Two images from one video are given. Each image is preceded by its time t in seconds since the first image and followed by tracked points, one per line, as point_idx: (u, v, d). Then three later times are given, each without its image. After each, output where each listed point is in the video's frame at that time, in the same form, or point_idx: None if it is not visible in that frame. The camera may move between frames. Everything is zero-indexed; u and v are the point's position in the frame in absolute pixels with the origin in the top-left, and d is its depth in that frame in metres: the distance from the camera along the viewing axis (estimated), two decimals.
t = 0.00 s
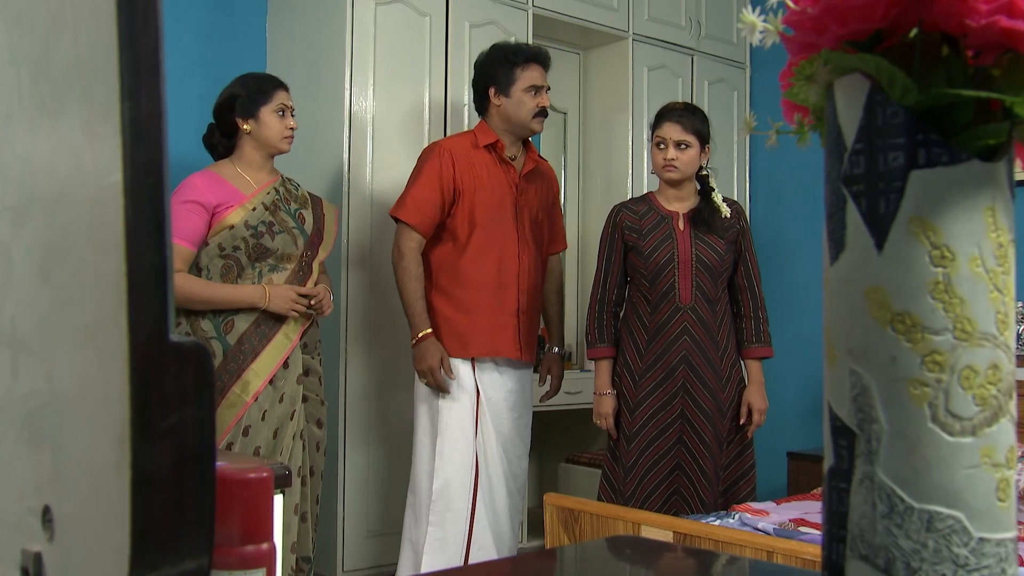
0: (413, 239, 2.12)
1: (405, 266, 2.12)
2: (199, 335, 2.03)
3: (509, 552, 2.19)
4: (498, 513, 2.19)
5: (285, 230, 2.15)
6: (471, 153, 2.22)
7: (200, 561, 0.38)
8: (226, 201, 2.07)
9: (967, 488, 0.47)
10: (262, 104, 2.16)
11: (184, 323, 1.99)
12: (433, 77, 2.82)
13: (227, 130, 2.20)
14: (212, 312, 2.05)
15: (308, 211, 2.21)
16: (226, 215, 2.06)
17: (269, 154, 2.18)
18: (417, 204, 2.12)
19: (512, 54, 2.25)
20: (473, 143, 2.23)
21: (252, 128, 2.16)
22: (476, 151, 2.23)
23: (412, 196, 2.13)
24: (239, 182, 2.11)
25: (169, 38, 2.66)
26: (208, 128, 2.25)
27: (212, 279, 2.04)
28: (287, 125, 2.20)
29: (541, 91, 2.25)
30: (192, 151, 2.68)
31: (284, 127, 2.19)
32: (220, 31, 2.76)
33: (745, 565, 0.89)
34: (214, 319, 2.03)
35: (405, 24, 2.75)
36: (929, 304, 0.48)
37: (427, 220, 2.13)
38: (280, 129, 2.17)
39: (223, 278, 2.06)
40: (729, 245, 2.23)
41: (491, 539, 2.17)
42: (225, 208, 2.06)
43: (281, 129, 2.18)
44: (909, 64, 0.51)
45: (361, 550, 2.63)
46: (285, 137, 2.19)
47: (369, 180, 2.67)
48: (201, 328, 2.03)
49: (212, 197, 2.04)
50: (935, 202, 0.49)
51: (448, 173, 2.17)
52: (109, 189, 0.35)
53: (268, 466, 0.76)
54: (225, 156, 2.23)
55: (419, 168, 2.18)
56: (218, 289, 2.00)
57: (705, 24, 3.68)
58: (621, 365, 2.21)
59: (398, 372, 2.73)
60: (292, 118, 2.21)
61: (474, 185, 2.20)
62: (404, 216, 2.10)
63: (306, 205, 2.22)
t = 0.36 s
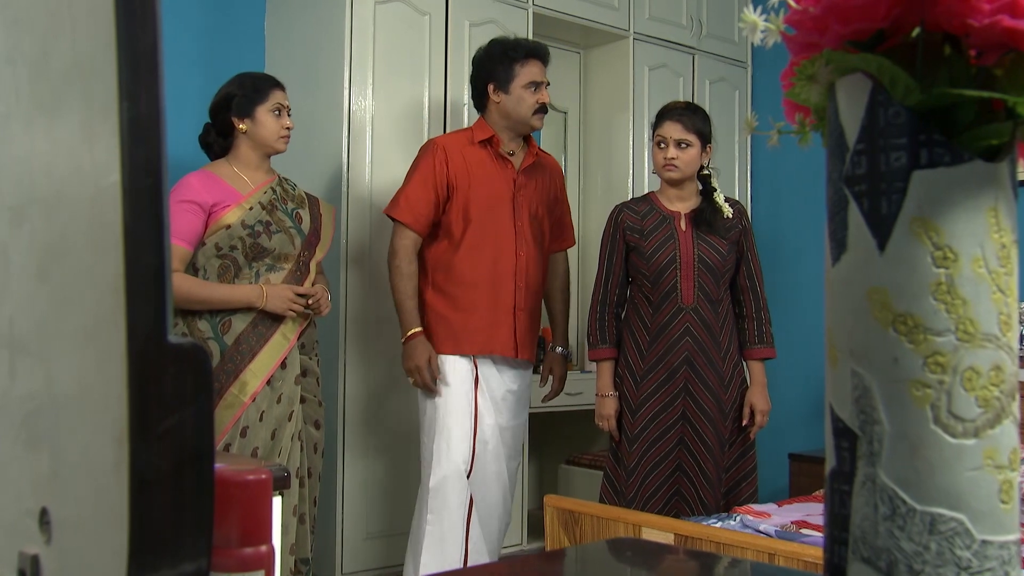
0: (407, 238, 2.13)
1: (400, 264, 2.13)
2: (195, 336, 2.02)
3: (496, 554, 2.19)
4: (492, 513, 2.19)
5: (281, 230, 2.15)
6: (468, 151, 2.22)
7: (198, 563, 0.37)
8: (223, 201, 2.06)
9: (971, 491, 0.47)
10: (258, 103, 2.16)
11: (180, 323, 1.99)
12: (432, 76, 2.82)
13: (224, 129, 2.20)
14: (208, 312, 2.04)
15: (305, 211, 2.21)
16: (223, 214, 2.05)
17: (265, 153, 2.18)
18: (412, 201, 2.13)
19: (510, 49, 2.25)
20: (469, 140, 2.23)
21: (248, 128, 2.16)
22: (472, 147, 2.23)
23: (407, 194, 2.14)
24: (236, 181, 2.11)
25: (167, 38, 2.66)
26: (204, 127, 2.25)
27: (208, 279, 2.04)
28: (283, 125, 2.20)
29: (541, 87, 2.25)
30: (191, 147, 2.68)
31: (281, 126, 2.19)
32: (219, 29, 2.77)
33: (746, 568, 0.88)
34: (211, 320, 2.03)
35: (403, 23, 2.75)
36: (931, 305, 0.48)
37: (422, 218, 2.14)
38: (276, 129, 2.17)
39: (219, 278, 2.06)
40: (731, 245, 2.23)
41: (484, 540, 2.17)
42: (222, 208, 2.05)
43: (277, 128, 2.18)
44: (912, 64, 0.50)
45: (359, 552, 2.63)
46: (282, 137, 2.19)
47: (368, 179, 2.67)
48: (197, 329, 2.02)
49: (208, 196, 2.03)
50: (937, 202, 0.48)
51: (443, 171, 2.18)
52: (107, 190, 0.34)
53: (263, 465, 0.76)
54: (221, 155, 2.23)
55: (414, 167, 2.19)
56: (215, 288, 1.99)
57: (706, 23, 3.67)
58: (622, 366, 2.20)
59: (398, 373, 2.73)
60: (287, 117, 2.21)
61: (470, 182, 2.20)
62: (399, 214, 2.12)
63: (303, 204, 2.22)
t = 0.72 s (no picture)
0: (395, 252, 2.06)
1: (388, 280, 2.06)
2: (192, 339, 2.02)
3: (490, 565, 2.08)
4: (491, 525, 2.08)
5: (277, 232, 2.14)
6: (452, 155, 2.08)
7: (196, 567, 0.37)
8: (218, 202, 2.05)
9: (972, 495, 0.47)
10: (251, 103, 2.16)
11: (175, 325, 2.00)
12: (431, 77, 2.81)
13: (219, 130, 2.20)
14: (204, 314, 2.04)
15: (300, 213, 2.21)
16: (218, 216, 2.04)
17: (260, 154, 2.17)
18: (394, 215, 2.05)
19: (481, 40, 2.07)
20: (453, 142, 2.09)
21: (241, 129, 2.16)
22: (457, 150, 2.09)
23: (390, 204, 2.06)
24: (232, 183, 2.11)
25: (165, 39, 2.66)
26: (199, 129, 2.26)
27: (205, 281, 2.04)
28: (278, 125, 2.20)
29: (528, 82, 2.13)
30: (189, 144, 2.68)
31: (274, 127, 2.18)
32: (218, 27, 2.77)
33: (746, 572, 0.88)
34: (207, 322, 2.03)
35: (402, 23, 2.75)
36: (932, 308, 0.48)
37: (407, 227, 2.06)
38: (270, 130, 2.17)
39: (215, 280, 2.05)
40: (732, 247, 2.23)
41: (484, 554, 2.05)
42: (217, 210, 2.05)
43: (271, 129, 2.18)
44: (913, 67, 0.50)
45: (359, 556, 2.63)
46: (276, 137, 2.19)
47: (366, 179, 2.66)
48: (194, 331, 2.02)
49: (204, 198, 2.03)
50: (938, 205, 0.48)
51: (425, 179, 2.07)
52: (104, 194, 0.34)
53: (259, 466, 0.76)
54: (216, 156, 2.24)
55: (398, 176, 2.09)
56: (210, 290, 1.99)
57: (706, 23, 3.67)
58: (622, 368, 2.20)
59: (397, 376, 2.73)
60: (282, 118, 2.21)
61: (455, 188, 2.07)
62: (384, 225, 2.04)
63: (299, 207, 2.22)
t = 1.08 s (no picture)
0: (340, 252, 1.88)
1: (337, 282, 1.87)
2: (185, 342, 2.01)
3: None
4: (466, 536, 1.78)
5: (273, 235, 2.13)
6: (378, 146, 1.82)
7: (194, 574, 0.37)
8: (213, 206, 2.06)
9: (973, 502, 0.47)
10: (242, 105, 2.16)
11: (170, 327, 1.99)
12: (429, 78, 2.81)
13: (213, 132, 2.22)
14: (198, 317, 2.03)
15: (295, 216, 2.19)
16: (213, 220, 2.05)
17: (253, 156, 2.18)
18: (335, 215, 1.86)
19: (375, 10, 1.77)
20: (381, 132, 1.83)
21: (232, 131, 2.18)
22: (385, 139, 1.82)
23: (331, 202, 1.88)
24: (226, 186, 2.11)
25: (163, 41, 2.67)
26: (197, 135, 2.28)
27: (198, 283, 2.02)
28: (269, 126, 2.19)
29: (431, 45, 1.76)
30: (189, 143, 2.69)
31: (265, 128, 2.18)
32: (219, 25, 2.78)
33: None
34: (201, 325, 2.02)
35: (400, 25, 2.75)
36: (933, 314, 0.48)
37: (343, 222, 1.86)
38: (260, 130, 2.17)
39: (209, 282, 2.04)
40: (733, 249, 2.23)
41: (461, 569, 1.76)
42: (211, 213, 2.05)
43: (261, 130, 2.17)
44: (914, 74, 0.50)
45: (356, 558, 2.62)
46: (266, 137, 2.18)
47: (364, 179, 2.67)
48: (187, 335, 2.01)
49: (199, 201, 2.03)
50: (939, 212, 0.48)
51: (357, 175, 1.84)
52: (104, 202, 0.34)
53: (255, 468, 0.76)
54: (212, 159, 2.25)
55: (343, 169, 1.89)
56: (206, 293, 1.99)
57: (706, 24, 3.66)
58: (623, 370, 2.20)
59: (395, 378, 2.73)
60: (273, 118, 2.20)
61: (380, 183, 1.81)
62: (317, 227, 1.87)
63: (294, 210, 2.19)
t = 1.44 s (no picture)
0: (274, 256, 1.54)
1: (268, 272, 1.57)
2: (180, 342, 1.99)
3: None
4: None
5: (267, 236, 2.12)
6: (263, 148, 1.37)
7: None
8: (207, 206, 2.06)
9: (971, 508, 0.47)
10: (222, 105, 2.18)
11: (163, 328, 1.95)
12: (426, 78, 2.82)
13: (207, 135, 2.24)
14: (193, 317, 2.01)
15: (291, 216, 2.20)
16: (206, 219, 2.04)
17: (241, 155, 2.17)
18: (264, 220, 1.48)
19: None
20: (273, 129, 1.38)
21: (218, 132, 2.18)
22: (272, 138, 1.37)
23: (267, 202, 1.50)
24: (221, 187, 2.12)
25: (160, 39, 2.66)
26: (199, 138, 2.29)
27: (192, 284, 2.01)
28: (253, 123, 2.18)
29: (299, 25, 1.22)
30: (186, 144, 2.69)
31: (248, 125, 2.17)
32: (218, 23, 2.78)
33: None
34: (194, 325, 2.00)
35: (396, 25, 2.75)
36: (931, 321, 0.48)
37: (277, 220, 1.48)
38: (243, 128, 2.16)
39: (203, 283, 2.03)
40: (732, 251, 2.23)
41: None
42: (205, 213, 2.05)
43: (244, 128, 2.17)
44: (912, 80, 0.50)
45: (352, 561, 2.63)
46: (250, 134, 2.17)
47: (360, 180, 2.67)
48: (181, 335, 1.99)
49: (192, 201, 2.03)
50: (937, 219, 0.48)
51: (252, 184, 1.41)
52: (101, 210, 0.34)
53: (247, 471, 0.76)
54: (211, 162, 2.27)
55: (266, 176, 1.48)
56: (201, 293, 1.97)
57: (703, 24, 3.67)
58: (622, 373, 2.20)
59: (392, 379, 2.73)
60: (258, 115, 2.20)
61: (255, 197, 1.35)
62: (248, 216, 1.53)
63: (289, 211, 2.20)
